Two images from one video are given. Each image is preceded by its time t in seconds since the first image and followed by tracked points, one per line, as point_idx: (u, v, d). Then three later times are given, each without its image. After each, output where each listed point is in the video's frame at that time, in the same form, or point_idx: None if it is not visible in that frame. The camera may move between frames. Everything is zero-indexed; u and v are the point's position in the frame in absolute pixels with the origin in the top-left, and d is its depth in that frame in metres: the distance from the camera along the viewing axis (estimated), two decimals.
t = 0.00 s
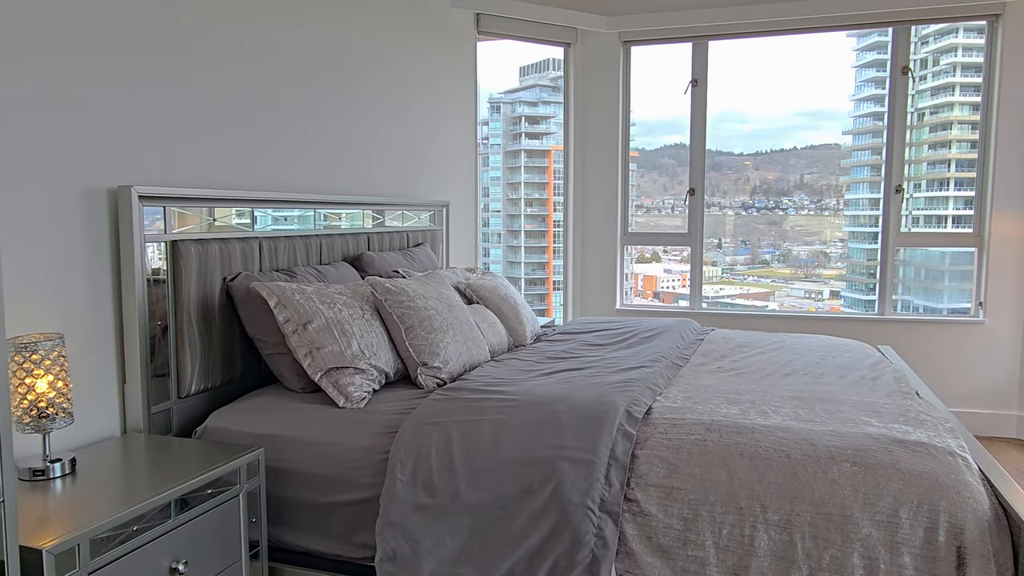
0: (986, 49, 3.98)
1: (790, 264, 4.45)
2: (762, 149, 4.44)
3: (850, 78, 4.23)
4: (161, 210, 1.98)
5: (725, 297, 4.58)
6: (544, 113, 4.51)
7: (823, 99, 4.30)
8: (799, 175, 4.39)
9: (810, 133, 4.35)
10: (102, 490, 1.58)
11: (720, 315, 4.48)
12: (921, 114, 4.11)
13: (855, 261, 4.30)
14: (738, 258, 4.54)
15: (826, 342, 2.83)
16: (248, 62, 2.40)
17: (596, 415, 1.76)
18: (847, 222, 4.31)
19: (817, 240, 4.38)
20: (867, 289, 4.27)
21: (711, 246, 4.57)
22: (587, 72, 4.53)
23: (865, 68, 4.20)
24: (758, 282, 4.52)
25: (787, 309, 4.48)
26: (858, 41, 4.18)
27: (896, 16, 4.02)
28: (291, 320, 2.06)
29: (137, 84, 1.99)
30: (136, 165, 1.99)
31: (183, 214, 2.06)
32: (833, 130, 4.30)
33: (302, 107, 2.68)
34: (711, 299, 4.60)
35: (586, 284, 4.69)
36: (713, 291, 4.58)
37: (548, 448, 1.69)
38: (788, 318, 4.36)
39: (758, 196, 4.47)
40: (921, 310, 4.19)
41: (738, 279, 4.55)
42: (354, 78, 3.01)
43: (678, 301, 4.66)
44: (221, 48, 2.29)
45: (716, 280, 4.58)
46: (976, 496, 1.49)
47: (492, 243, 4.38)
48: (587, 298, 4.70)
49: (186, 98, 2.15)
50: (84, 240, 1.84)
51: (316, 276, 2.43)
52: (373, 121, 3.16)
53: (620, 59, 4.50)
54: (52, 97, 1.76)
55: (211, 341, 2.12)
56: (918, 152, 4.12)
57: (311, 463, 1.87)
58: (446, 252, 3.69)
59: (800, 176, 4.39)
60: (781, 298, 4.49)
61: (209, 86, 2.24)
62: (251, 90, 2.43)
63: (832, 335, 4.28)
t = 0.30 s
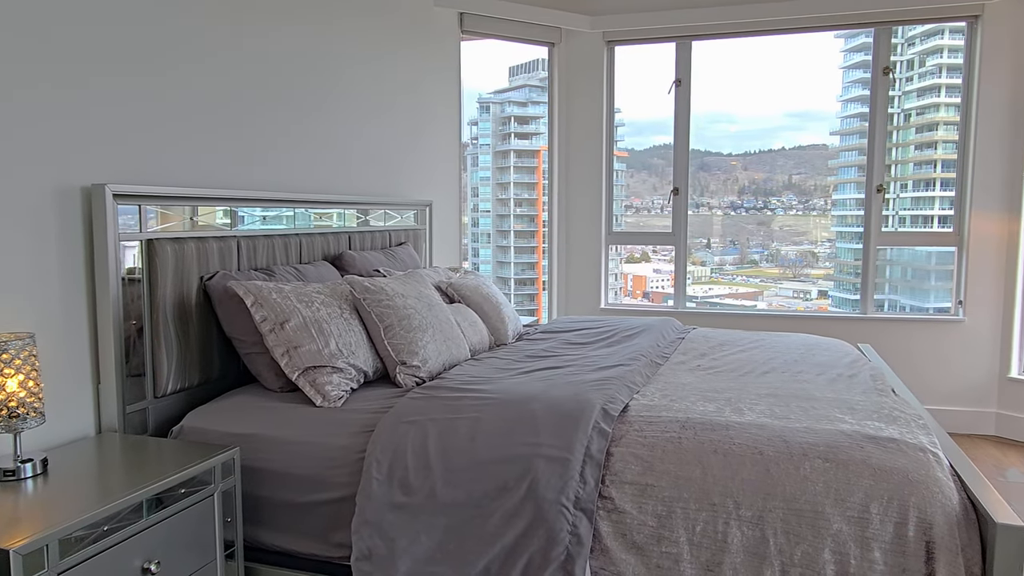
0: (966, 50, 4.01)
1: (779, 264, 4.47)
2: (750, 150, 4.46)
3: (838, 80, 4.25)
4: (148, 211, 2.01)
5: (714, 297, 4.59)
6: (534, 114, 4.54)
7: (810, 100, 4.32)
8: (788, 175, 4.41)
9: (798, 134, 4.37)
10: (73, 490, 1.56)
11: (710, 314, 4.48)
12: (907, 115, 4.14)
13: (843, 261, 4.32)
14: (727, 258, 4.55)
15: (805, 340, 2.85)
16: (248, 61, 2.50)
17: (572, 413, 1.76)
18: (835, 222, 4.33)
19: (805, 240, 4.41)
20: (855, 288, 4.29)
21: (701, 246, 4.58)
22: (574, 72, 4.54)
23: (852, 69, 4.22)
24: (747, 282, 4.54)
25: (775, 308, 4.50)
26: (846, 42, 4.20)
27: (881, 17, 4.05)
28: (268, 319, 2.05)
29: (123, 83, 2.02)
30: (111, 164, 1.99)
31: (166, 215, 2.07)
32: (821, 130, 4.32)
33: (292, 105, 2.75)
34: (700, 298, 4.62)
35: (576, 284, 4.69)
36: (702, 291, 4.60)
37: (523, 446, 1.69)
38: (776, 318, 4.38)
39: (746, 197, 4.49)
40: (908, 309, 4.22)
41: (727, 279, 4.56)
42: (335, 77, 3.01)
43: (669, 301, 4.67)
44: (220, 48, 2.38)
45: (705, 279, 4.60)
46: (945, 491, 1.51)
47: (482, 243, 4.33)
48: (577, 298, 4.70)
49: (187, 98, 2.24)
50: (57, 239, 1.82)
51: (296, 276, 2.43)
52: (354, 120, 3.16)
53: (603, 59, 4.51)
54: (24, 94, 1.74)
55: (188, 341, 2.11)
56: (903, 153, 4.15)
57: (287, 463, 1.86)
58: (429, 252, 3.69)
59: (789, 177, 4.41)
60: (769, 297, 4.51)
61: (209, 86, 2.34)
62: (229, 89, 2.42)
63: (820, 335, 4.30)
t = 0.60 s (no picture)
0: (947, 51, 4.04)
1: (768, 264, 4.49)
2: (739, 150, 4.47)
3: (825, 80, 4.27)
4: (132, 210, 2.02)
5: (704, 297, 4.61)
6: (523, 114, 4.56)
7: (798, 100, 4.33)
8: (778, 175, 4.43)
9: (786, 134, 4.38)
10: (46, 491, 1.55)
11: (700, 315, 4.49)
12: (894, 116, 4.16)
13: (831, 261, 4.34)
14: (717, 258, 4.57)
15: (787, 339, 2.87)
16: (228, 61, 2.50)
17: (551, 412, 1.76)
18: (823, 222, 4.35)
19: (794, 240, 4.42)
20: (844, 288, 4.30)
21: (691, 246, 4.59)
22: (561, 72, 4.54)
23: (841, 70, 4.24)
24: (736, 282, 4.55)
25: (764, 308, 4.51)
26: (834, 43, 4.22)
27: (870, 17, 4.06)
28: (247, 318, 2.04)
29: (99, 81, 2.00)
30: (87, 164, 1.97)
31: (150, 215, 2.07)
32: (809, 131, 4.33)
33: (273, 105, 2.74)
34: (690, 297, 4.63)
35: (566, 284, 4.69)
36: (692, 291, 4.61)
37: (501, 446, 1.69)
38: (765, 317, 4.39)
39: (736, 197, 4.51)
40: (896, 309, 4.24)
41: (716, 279, 4.58)
42: (317, 77, 3.00)
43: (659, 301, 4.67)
44: (214, 48, 2.43)
45: (695, 279, 4.61)
46: (918, 487, 1.52)
47: (471, 243, 4.41)
48: (567, 298, 4.70)
49: (172, 97, 2.26)
50: (30, 238, 1.80)
51: (276, 275, 2.42)
52: (337, 120, 3.15)
53: (589, 59, 4.52)
54: None
55: (166, 341, 2.10)
56: (891, 153, 4.18)
57: (265, 463, 1.85)
58: (414, 252, 3.69)
59: (778, 177, 4.43)
60: (758, 297, 4.52)
61: (195, 85, 2.36)
62: (207, 88, 2.41)
63: (808, 335, 4.32)
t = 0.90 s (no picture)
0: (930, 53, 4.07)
1: (755, 263, 4.51)
2: (727, 150, 4.48)
3: (810, 80, 4.28)
4: (111, 209, 2.01)
5: (692, 297, 4.62)
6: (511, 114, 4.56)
7: (785, 100, 4.35)
8: (765, 176, 4.44)
9: (773, 135, 4.40)
10: (16, 493, 1.53)
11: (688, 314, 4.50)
12: (880, 117, 4.19)
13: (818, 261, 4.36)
14: (705, 258, 4.58)
15: (766, 338, 2.89)
16: (204, 60, 2.49)
17: (527, 411, 1.76)
18: (809, 222, 4.37)
19: (781, 240, 4.44)
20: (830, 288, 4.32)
21: (679, 246, 4.61)
22: (548, 72, 4.54)
23: (827, 70, 4.26)
24: (724, 281, 4.57)
25: (752, 308, 4.53)
26: (819, 44, 4.24)
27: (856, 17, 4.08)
28: (223, 318, 2.03)
29: (74, 80, 1.99)
30: (60, 163, 1.95)
31: (130, 215, 2.08)
32: (796, 132, 4.35)
33: (250, 104, 2.74)
34: (677, 297, 4.64)
35: (555, 284, 4.69)
36: (680, 291, 4.62)
37: (478, 444, 1.69)
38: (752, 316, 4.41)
39: (724, 197, 4.52)
40: (881, 308, 4.27)
41: (704, 279, 4.59)
42: (295, 77, 3.00)
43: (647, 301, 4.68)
44: (191, 48, 2.42)
45: (683, 279, 4.62)
46: (889, 483, 1.53)
47: (460, 243, 4.41)
48: (556, 298, 4.70)
49: (147, 95, 2.25)
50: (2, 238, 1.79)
51: (255, 275, 2.41)
52: (316, 120, 3.15)
53: (572, 59, 4.53)
54: None
55: (142, 341, 2.09)
56: (877, 154, 4.21)
57: (240, 463, 1.84)
58: (396, 251, 3.69)
59: (765, 177, 4.44)
60: (746, 297, 4.54)
61: (171, 84, 2.35)
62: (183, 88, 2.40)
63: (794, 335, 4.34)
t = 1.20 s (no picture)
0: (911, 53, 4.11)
1: (743, 263, 4.52)
2: (714, 151, 4.50)
3: (794, 80, 4.31)
4: (92, 208, 2.02)
5: (679, 297, 4.63)
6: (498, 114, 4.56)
7: (770, 101, 4.37)
8: (752, 176, 4.46)
9: (760, 135, 4.41)
10: None
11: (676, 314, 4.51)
12: (866, 118, 4.23)
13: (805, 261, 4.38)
14: (692, 258, 4.60)
15: (747, 336, 2.90)
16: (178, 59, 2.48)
17: (504, 410, 1.76)
18: (796, 222, 4.40)
19: (768, 240, 4.46)
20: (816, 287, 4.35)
21: (668, 246, 4.62)
22: (534, 72, 4.54)
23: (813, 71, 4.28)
24: (712, 281, 4.58)
25: (739, 307, 4.55)
26: (805, 45, 4.26)
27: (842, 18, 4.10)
28: (200, 318, 2.02)
29: (40, 80, 1.99)
30: (26, 163, 1.95)
31: (112, 213, 2.08)
32: (782, 133, 4.37)
33: (227, 103, 2.73)
34: (665, 296, 4.66)
35: (543, 284, 4.69)
36: (667, 291, 4.63)
37: (454, 443, 1.69)
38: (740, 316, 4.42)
39: (712, 197, 4.54)
40: (867, 308, 4.30)
41: (692, 279, 4.61)
42: (272, 76, 2.99)
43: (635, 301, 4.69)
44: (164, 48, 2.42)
45: (671, 279, 4.63)
46: (861, 480, 1.55)
47: (448, 243, 4.40)
48: (544, 298, 4.70)
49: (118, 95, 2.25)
50: None
51: (234, 274, 2.40)
52: (294, 120, 3.14)
53: (556, 58, 4.54)
54: None
55: (118, 342, 2.07)
56: (862, 154, 4.24)
57: (217, 464, 1.83)
58: (379, 251, 3.69)
59: (752, 177, 4.46)
60: (733, 296, 4.56)
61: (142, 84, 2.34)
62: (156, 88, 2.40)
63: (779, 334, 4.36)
